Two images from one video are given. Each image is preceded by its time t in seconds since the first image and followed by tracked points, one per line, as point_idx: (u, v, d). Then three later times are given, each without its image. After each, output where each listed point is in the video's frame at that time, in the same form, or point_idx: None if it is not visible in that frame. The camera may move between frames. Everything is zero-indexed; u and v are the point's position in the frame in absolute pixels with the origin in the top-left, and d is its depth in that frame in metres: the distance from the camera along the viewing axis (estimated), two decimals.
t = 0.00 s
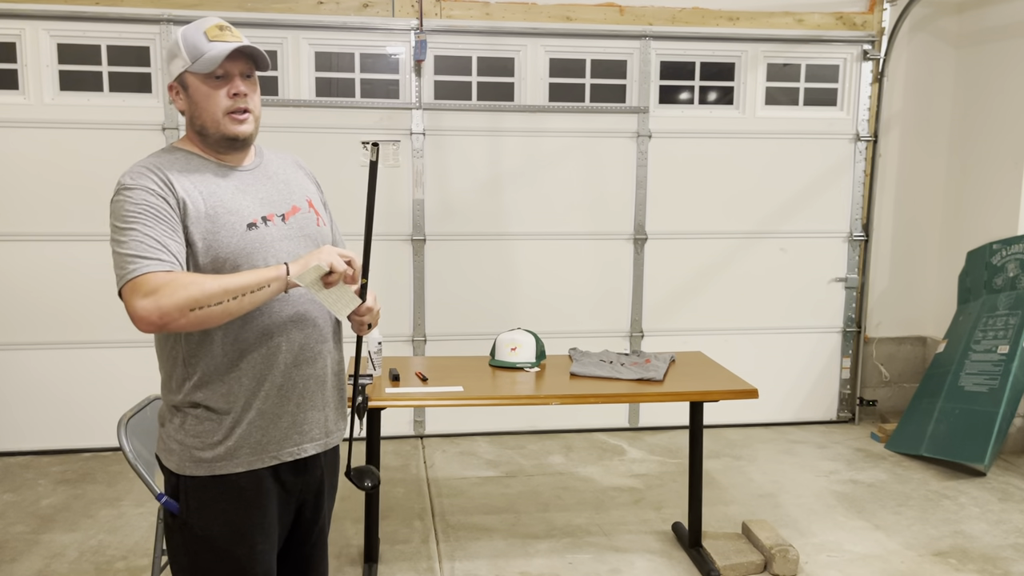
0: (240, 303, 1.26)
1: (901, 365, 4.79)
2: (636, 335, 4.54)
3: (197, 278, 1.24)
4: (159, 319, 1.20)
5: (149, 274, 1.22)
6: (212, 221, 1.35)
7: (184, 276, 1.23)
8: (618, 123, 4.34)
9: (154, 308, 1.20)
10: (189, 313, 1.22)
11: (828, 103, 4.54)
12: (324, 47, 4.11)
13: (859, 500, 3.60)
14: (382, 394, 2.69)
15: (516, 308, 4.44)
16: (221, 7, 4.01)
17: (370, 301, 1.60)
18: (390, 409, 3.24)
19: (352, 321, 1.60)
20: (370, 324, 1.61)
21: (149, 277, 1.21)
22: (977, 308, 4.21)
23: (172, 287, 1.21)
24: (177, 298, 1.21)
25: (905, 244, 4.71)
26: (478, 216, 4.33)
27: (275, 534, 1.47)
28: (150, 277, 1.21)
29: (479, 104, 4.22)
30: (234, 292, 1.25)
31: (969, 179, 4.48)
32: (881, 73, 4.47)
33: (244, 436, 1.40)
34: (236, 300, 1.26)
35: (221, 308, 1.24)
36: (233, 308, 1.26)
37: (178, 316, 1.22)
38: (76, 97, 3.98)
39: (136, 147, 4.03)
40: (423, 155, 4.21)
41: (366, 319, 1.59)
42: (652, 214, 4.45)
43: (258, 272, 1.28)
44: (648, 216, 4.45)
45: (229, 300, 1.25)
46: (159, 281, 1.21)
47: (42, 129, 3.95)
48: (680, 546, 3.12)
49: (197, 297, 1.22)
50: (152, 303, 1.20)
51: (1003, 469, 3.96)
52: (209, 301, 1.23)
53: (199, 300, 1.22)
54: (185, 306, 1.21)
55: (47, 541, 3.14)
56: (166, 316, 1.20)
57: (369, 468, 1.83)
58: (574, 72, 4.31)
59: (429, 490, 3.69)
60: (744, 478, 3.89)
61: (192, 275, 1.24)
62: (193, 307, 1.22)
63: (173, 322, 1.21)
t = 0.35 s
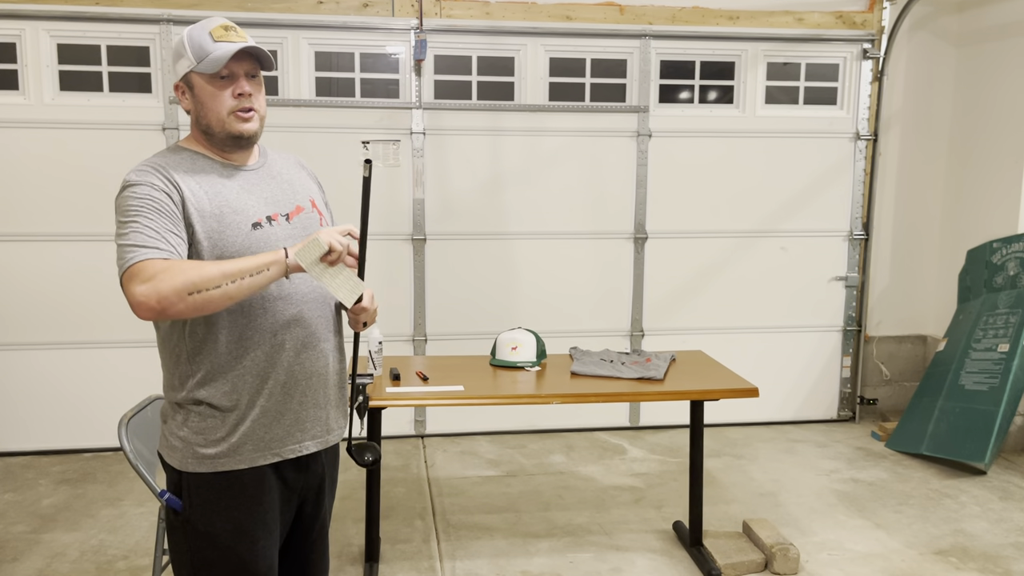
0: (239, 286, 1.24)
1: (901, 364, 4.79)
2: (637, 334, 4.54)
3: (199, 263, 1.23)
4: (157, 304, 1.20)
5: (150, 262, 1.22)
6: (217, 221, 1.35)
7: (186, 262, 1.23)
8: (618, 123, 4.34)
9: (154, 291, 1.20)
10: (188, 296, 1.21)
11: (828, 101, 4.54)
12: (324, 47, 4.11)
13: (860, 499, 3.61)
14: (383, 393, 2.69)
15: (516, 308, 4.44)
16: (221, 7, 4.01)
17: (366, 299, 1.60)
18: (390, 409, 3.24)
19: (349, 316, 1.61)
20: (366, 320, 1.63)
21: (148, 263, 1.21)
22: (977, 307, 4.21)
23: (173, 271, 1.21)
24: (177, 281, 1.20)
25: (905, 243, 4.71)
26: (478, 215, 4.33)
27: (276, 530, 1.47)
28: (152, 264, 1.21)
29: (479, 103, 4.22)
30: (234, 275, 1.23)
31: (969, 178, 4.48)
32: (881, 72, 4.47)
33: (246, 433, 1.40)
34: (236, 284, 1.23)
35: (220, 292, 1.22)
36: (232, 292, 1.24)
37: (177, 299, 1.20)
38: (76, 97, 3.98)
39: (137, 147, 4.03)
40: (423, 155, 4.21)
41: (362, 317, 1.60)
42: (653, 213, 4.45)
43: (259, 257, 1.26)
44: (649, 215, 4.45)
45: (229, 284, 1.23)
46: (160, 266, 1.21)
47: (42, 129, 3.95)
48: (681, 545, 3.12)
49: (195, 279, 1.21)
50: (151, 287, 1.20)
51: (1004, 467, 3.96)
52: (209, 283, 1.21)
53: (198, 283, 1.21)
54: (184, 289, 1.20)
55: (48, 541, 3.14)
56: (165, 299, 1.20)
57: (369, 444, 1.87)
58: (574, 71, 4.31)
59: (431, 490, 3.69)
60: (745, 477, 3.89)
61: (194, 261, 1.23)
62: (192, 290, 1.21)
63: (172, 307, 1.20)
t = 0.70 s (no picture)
0: (207, 251, 1.19)
1: (901, 363, 4.80)
2: (637, 334, 4.55)
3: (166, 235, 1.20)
4: (130, 281, 1.17)
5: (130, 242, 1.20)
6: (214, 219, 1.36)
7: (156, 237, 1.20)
8: (618, 122, 4.35)
9: (124, 268, 1.17)
10: (157, 268, 1.17)
11: (828, 101, 4.54)
12: (324, 47, 4.11)
13: (859, 498, 3.61)
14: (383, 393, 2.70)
15: (516, 307, 4.44)
16: (221, 7, 4.01)
17: (358, 303, 1.59)
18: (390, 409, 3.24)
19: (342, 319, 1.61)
20: (358, 325, 1.62)
21: (120, 243, 1.19)
22: (977, 306, 4.21)
23: (141, 246, 1.18)
24: (145, 254, 1.17)
25: (905, 242, 4.71)
26: (478, 215, 4.33)
27: (275, 529, 1.48)
28: (130, 243, 1.19)
29: (479, 103, 4.22)
30: (199, 241, 1.19)
31: (969, 177, 4.48)
32: (881, 72, 4.47)
33: (244, 431, 1.41)
34: (204, 250, 1.19)
35: (188, 260, 1.18)
36: (200, 259, 1.19)
37: (145, 271, 1.17)
38: (76, 98, 3.98)
39: (137, 147, 4.04)
40: (423, 155, 4.22)
41: (354, 321, 1.59)
42: (653, 213, 4.45)
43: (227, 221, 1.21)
44: (649, 215, 4.45)
45: (196, 251, 1.19)
46: (132, 243, 1.19)
47: (42, 130, 3.96)
48: (682, 544, 3.12)
49: (162, 250, 1.18)
50: (123, 265, 1.17)
51: (1004, 467, 3.96)
52: (175, 252, 1.18)
53: (165, 253, 1.18)
54: (151, 262, 1.17)
55: (49, 541, 3.15)
56: (134, 273, 1.17)
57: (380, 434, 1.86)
58: (574, 71, 4.32)
59: (431, 490, 3.69)
60: (745, 476, 3.90)
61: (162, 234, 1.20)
62: (160, 262, 1.17)
63: (144, 282, 1.17)
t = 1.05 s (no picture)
0: (206, 260, 1.20)
1: (902, 363, 4.79)
2: (638, 334, 4.55)
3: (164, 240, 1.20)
4: (125, 284, 1.16)
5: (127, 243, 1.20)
6: (209, 221, 1.36)
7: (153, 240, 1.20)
8: (618, 122, 4.35)
9: (119, 269, 1.17)
10: (153, 271, 1.17)
11: (828, 101, 4.54)
12: (325, 48, 4.12)
13: (860, 498, 3.61)
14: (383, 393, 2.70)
15: (517, 307, 4.44)
16: (222, 8, 4.01)
17: (356, 299, 1.59)
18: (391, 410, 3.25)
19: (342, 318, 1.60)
20: (359, 322, 1.61)
21: (116, 245, 1.18)
22: (978, 306, 4.21)
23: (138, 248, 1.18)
24: (141, 257, 1.17)
25: (906, 242, 4.71)
26: (478, 215, 4.33)
27: (272, 530, 1.48)
28: (126, 244, 1.19)
29: (479, 104, 4.22)
30: (198, 248, 1.20)
31: (970, 177, 4.48)
32: (881, 72, 4.47)
33: (240, 433, 1.41)
34: (202, 256, 1.20)
35: (186, 266, 1.19)
36: (198, 265, 1.19)
37: (140, 274, 1.17)
38: (78, 99, 3.99)
39: (138, 149, 4.04)
40: (423, 155, 4.22)
41: (354, 319, 1.59)
42: (654, 213, 4.46)
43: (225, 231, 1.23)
44: (650, 215, 4.45)
45: (195, 257, 1.19)
46: (128, 245, 1.19)
47: (43, 132, 3.97)
48: (682, 544, 3.13)
49: (160, 253, 1.18)
50: (118, 268, 1.17)
51: (1005, 466, 3.96)
52: (173, 256, 1.18)
53: (163, 257, 1.18)
54: (148, 265, 1.17)
55: (50, 541, 3.15)
56: (130, 276, 1.16)
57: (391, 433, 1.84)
58: (574, 71, 4.32)
59: (432, 490, 3.70)
60: (745, 476, 3.90)
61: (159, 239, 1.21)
62: (157, 265, 1.18)
63: (139, 286, 1.17)
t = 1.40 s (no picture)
0: (196, 254, 1.20)
1: (904, 363, 4.79)
2: (639, 334, 4.54)
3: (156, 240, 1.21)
4: (120, 287, 1.18)
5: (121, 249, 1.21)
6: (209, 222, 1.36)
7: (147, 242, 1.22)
8: (619, 123, 4.35)
9: (113, 274, 1.18)
10: (145, 272, 1.18)
11: (830, 101, 4.54)
12: (326, 49, 4.12)
13: (862, 498, 3.60)
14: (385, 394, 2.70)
15: (518, 308, 4.44)
16: (223, 9, 4.02)
17: (354, 295, 1.58)
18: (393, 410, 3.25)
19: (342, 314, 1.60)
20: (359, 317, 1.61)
21: (110, 250, 1.20)
22: (979, 306, 4.21)
23: (133, 251, 1.20)
24: (135, 260, 1.18)
25: (908, 242, 4.71)
26: (479, 215, 4.33)
27: (273, 531, 1.48)
28: (120, 250, 1.20)
29: (480, 105, 4.23)
30: (186, 243, 1.20)
31: (972, 177, 4.47)
32: (882, 72, 4.47)
33: (242, 434, 1.41)
34: (191, 252, 1.19)
35: (177, 264, 1.19)
36: (188, 260, 1.19)
37: (134, 276, 1.18)
38: (80, 100, 4.00)
39: (140, 149, 4.05)
40: (425, 156, 4.22)
41: (354, 314, 1.58)
42: (655, 213, 4.46)
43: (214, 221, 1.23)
44: (651, 215, 4.45)
45: (185, 254, 1.19)
46: (124, 249, 1.20)
47: (45, 133, 3.97)
48: (684, 544, 3.12)
49: (152, 253, 1.19)
50: (113, 272, 1.18)
51: (1007, 467, 3.95)
52: (164, 255, 1.19)
53: (155, 257, 1.18)
54: (141, 266, 1.18)
55: (52, 542, 3.16)
56: (123, 279, 1.18)
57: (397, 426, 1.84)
58: (576, 72, 4.32)
59: (433, 490, 3.70)
60: (747, 476, 3.90)
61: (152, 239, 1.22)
62: (149, 266, 1.18)
63: (134, 288, 1.18)
